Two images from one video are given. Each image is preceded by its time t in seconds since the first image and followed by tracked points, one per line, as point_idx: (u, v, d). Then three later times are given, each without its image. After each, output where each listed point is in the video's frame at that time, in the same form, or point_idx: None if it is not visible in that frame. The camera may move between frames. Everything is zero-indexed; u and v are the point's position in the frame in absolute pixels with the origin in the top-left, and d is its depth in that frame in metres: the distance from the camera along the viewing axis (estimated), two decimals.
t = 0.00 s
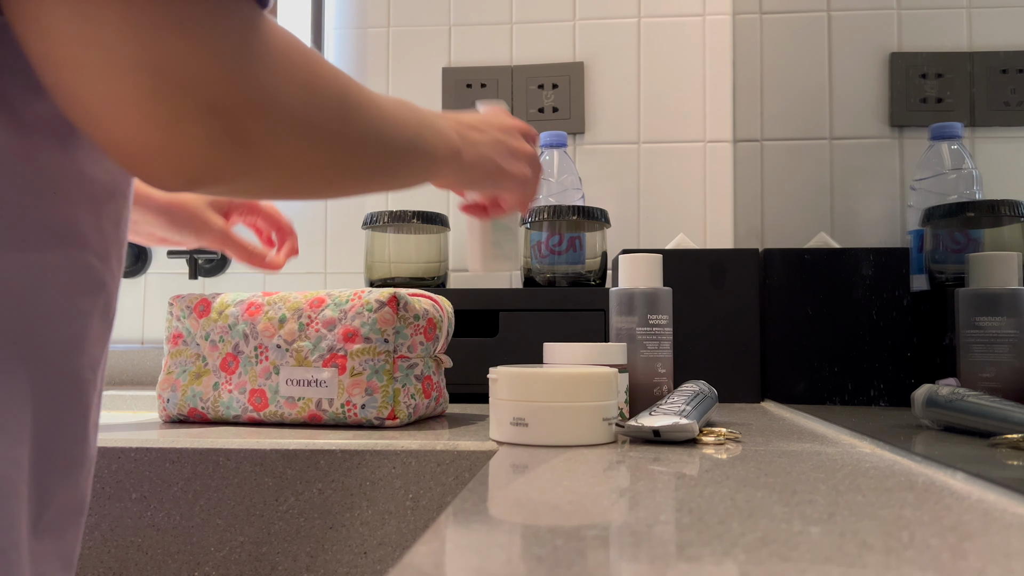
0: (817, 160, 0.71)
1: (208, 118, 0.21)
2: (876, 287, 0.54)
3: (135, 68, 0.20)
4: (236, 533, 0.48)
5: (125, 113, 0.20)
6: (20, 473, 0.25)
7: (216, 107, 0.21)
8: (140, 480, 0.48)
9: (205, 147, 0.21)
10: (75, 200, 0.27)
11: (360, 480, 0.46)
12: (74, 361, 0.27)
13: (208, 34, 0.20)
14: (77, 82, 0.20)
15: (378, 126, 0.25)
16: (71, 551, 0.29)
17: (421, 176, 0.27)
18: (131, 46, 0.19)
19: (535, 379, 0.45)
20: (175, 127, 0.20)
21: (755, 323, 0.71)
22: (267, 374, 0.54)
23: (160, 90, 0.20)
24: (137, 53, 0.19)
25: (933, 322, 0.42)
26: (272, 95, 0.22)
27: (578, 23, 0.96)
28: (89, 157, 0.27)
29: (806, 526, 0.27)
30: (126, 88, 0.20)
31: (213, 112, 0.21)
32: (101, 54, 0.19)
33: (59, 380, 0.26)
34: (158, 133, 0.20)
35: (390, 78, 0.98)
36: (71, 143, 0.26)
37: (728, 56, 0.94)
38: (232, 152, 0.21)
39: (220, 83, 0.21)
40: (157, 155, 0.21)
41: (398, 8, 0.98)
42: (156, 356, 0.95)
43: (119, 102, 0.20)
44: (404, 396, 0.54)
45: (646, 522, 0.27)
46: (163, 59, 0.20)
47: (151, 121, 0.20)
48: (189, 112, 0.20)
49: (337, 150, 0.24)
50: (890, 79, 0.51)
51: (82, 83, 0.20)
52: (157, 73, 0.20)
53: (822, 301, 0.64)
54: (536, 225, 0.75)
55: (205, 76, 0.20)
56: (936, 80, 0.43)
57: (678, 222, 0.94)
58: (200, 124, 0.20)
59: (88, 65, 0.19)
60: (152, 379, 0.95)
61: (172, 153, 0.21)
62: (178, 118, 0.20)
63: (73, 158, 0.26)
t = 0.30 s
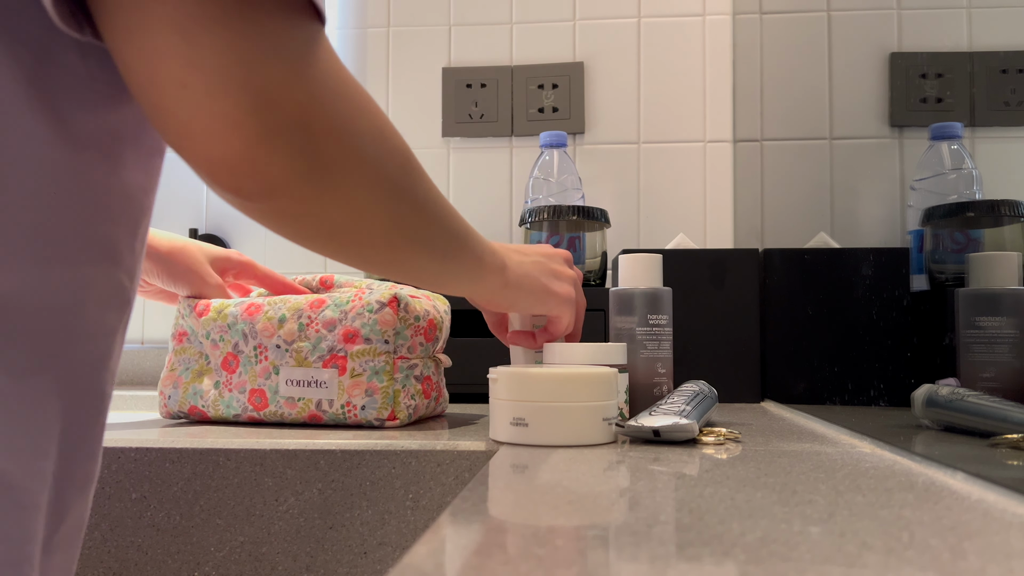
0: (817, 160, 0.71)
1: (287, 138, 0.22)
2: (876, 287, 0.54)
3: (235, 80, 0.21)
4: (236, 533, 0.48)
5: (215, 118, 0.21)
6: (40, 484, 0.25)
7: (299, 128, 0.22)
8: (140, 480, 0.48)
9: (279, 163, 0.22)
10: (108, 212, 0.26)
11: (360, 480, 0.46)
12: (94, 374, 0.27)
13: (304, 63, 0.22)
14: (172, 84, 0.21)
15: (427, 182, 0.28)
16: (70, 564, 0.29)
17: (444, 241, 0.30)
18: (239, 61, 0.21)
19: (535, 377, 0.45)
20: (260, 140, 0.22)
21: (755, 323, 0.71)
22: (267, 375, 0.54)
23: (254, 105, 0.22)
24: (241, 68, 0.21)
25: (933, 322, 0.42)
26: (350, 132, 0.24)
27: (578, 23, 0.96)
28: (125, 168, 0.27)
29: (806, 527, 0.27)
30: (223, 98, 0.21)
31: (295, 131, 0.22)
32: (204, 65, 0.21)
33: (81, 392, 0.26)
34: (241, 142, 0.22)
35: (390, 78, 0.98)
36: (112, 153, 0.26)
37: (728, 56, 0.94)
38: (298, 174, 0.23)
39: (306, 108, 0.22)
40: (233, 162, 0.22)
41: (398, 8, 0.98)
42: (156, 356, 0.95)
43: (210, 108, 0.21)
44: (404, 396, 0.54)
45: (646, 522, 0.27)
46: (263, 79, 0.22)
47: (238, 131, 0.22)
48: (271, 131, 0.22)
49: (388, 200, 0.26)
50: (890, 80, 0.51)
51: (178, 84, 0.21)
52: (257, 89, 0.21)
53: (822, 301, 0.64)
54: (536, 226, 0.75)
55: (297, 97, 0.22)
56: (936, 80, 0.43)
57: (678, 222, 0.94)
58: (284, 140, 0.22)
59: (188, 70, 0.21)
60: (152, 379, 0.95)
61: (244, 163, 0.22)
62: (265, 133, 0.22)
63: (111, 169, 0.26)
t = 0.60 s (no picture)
0: (817, 160, 0.71)
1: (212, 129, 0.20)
2: (876, 287, 0.54)
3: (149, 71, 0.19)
4: (236, 533, 0.48)
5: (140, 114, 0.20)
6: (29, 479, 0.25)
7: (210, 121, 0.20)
8: (140, 480, 0.48)
9: (203, 149, 0.20)
10: (99, 210, 0.27)
11: (360, 480, 0.46)
12: (83, 371, 0.27)
13: (234, 50, 0.20)
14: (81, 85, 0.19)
15: (376, 162, 0.25)
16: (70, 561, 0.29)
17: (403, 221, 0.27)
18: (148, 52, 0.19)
19: (534, 377, 0.45)
20: (190, 133, 0.20)
21: (755, 323, 0.71)
22: (264, 378, 0.54)
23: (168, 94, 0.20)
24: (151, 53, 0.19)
25: (933, 322, 0.42)
26: (282, 109, 0.21)
27: (578, 23, 0.96)
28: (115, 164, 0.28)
29: (806, 527, 0.27)
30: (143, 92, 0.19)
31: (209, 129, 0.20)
32: (128, 43, 0.19)
33: (71, 388, 0.27)
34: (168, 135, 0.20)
35: (390, 78, 0.98)
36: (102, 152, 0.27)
37: (728, 55, 0.94)
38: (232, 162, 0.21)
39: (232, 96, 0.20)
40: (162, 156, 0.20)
41: (399, 8, 0.98)
42: (156, 356, 0.95)
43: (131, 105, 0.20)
44: (403, 396, 0.54)
45: (646, 522, 0.27)
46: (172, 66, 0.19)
47: (161, 117, 0.20)
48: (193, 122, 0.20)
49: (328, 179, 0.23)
50: (890, 80, 0.51)
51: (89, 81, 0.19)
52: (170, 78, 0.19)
53: (822, 301, 0.64)
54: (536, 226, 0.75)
55: (225, 78, 0.20)
56: (936, 80, 0.43)
57: (678, 222, 0.94)
58: (212, 128, 0.20)
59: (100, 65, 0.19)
60: (152, 379, 0.95)
61: (172, 157, 0.20)
62: (193, 121, 0.20)
63: (102, 169, 0.27)
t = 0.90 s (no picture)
0: (817, 160, 0.71)
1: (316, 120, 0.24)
2: (876, 287, 0.54)
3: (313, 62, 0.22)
4: (236, 533, 0.48)
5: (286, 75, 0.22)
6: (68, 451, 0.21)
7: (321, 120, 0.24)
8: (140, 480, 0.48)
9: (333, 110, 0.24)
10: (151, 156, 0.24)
11: (360, 480, 0.46)
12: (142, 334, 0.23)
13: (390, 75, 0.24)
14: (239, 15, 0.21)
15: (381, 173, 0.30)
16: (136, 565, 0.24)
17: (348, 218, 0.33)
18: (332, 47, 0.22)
19: (534, 378, 0.45)
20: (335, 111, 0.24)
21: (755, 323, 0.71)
22: (262, 382, 0.54)
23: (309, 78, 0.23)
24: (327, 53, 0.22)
25: (932, 322, 0.42)
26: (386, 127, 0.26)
27: (578, 23, 0.96)
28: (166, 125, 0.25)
29: (806, 527, 0.27)
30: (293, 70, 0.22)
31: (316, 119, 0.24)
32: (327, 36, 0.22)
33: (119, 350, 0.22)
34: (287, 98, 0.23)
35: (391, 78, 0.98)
36: (159, 115, 0.24)
37: (728, 55, 0.94)
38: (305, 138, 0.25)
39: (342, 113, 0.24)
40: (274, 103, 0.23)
41: (399, 7, 0.98)
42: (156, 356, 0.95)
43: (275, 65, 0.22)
44: (401, 396, 0.54)
45: (646, 522, 0.27)
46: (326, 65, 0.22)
47: (327, 94, 0.23)
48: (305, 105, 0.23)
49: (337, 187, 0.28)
50: (890, 80, 0.51)
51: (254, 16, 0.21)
52: (333, 77, 0.22)
53: (822, 301, 0.64)
54: (536, 225, 0.75)
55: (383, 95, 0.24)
56: (936, 80, 0.43)
57: (678, 222, 0.94)
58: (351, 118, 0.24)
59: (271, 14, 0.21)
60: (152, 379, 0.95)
61: (278, 108, 0.23)
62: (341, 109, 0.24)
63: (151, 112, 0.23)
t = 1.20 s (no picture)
0: (817, 160, 0.71)
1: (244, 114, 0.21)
2: (876, 287, 0.54)
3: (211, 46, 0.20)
4: (236, 533, 0.48)
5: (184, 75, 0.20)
6: None
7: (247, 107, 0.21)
8: (140, 480, 0.48)
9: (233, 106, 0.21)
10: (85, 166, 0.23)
11: (360, 480, 0.46)
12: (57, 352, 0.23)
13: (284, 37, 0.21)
14: (133, 39, 0.20)
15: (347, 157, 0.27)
16: None
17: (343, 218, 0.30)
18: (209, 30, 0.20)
19: (534, 378, 0.45)
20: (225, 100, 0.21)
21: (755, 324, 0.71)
22: (264, 379, 0.54)
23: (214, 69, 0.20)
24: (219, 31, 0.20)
25: (932, 322, 0.42)
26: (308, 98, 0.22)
27: (578, 23, 0.96)
28: (115, 132, 0.25)
29: (806, 527, 0.27)
30: (195, 68, 0.20)
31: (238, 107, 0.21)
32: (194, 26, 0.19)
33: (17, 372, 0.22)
34: (198, 103, 0.21)
35: (391, 78, 0.98)
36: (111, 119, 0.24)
37: (728, 55, 0.94)
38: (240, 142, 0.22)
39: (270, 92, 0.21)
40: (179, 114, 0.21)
41: (399, 8, 0.98)
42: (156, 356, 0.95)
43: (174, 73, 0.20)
44: (402, 394, 0.55)
45: (647, 522, 0.27)
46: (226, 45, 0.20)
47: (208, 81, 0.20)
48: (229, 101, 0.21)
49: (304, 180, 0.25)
50: (890, 80, 0.51)
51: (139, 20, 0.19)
52: (235, 57, 0.20)
53: (822, 302, 0.64)
54: (536, 225, 0.75)
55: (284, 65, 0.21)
56: (936, 80, 0.43)
57: (678, 222, 0.94)
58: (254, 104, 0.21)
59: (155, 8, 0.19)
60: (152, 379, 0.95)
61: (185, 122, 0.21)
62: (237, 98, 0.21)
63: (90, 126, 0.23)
